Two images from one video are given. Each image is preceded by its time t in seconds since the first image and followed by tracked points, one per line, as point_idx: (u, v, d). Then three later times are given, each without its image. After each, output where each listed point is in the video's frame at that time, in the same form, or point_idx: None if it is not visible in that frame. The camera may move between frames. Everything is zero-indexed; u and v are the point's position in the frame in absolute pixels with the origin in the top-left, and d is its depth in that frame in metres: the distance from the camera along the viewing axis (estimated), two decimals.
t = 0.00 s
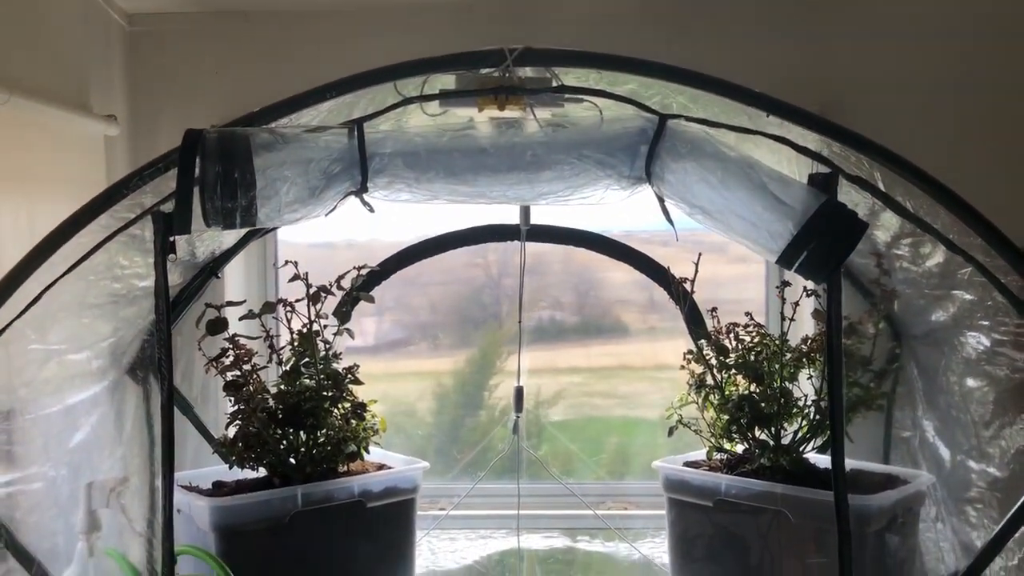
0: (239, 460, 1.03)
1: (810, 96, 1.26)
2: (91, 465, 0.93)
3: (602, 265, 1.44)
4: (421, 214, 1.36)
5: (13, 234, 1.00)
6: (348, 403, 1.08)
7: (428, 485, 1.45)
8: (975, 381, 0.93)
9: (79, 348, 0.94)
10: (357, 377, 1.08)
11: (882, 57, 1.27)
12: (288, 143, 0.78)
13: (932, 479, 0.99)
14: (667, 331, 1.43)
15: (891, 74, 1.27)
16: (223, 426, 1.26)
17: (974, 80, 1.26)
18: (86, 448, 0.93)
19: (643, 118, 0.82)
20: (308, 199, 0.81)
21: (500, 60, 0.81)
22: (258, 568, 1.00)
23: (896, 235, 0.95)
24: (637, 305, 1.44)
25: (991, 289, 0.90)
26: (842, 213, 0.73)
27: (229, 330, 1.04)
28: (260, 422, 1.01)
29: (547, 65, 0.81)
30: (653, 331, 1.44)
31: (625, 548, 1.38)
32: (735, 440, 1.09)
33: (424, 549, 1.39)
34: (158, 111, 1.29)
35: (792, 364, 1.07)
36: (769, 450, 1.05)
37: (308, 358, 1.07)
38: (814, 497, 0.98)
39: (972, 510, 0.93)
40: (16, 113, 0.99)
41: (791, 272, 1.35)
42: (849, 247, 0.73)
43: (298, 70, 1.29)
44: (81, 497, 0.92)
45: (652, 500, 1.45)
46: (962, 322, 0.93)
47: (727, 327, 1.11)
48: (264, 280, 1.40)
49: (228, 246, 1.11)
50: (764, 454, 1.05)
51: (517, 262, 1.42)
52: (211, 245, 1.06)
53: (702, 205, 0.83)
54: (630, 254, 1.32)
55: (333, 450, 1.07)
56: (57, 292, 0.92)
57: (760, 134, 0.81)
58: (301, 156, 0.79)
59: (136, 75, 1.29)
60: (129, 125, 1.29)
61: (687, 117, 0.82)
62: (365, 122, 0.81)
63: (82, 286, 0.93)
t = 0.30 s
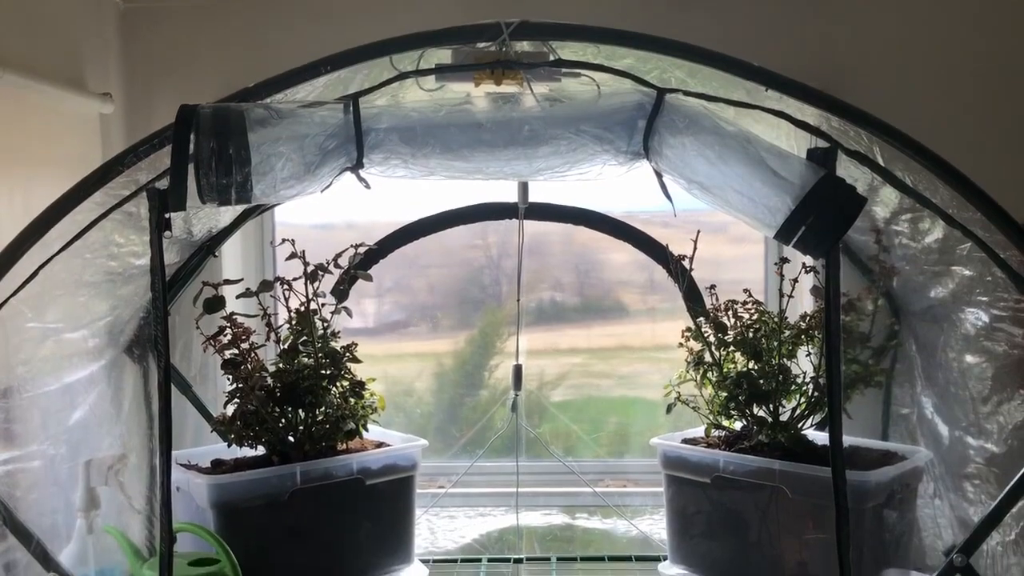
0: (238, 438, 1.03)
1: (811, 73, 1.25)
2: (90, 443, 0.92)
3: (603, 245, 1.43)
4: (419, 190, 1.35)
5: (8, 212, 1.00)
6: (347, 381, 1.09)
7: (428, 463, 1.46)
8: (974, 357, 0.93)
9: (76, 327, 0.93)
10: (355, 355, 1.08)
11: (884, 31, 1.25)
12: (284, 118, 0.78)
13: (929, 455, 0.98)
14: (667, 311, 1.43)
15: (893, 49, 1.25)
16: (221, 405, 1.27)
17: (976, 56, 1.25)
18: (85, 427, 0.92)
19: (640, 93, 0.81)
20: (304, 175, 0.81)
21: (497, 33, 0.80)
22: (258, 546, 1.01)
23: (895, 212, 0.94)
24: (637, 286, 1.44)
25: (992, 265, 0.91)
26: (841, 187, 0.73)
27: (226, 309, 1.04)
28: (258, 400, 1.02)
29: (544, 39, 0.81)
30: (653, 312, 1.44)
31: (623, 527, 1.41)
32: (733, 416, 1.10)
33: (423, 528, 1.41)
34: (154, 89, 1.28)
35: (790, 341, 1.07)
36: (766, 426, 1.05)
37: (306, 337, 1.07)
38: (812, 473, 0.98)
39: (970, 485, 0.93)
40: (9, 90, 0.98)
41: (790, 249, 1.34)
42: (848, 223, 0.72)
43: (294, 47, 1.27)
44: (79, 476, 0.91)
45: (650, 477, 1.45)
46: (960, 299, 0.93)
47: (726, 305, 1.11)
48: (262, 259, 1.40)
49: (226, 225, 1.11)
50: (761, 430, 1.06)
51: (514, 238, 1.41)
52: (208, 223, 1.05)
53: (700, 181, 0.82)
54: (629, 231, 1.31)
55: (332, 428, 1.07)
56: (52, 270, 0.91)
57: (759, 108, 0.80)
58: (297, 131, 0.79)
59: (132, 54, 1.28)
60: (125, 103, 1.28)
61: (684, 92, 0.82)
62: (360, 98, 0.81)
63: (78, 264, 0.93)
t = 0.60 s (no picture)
0: (233, 411, 1.03)
1: (810, 43, 1.24)
2: (84, 414, 0.92)
3: (602, 222, 1.43)
4: (412, 159, 1.35)
5: None
6: (342, 354, 1.08)
7: (425, 435, 1.47)
8: (971, 330, 0.92)
9: (68, 300, 0.93)
10: (350, 328, 1.08)
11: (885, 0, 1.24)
12: (274, 86, 0.77)
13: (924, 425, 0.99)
14: (665, 290, 1.43)
15: (894, 18, 1.24)
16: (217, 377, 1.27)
17: (978, 25, 1.23)
18: (79, 398, 0.92)
19: (636, 60, 0.81)
20: (295, 143, 0.80)
21: None
22: (253, 517, 1.01)
23: (892, 181, 0.95)
24: (635, 264, 1.44)
25: (988, 236, 0.89)
26: (836, 154, 0.72)
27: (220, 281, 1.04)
28: (253, 372, 1.02)
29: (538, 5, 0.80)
30: (651, 290, 1.44)
31: (619, 499, 1.39)
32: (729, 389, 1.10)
33: (419, 501, 1.40)
34: (147, 58, 1.26)
35: (787, 314, 1.06)
36: (761, 398, 1.05)
37: (301, 310, 1.07)
38: (807, 444, 0.98)
39: (965, 457, 0.93)
40: None
41: (787, 222, 1.34)
42: (841, 193, 0.72)
43: (287, 16, 1.26)
44: (74, 448, 0.91)
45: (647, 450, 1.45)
46: (958, 270, 0.92)
47: (723, 277, 1.11)
48: (257, 232, 1.40)
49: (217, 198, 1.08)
50: (756, 402, 1.06)
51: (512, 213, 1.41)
52: (201, 195, 1.05)
53: (696, 150, 0.81)
54: (629, 206, 1.28)
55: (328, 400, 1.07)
56: (43, 240, 0.91)
57: (755, 76, 0.80)
58: (288, 99, 0.78)
59: (125, 24, 1.26)
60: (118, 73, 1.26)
61: (679, 60, 0.81)
62: (353, 65, 0.81)
63: (70, 235, 0.92)
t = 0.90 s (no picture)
0: (228, 379, 1.03)
1: (810, 8, 1.22)
2: (79, 381, 0.90)
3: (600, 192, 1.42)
4: (405, 123, 1.33)
5: None
6: (337, 323, 1.08)
7: (422, 406, 1.46)
8: (967, 298, 0.92)
9: (61, 268, 0.92)
10: (345, 296, 1.07)
11: None
12: (267, 48, 0.76)
13: (920, 397, 0.96)
14: (662, 266, 1.43)
15: None
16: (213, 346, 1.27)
17: None
18: (74, 366, 0.90)
19: (634, 22, 0.80)
20: (289, 106, 0.79)
21: None
22: (248, 485, 1.01)
23: (891, 149, 0.94)
24: (633, 239, 1.43)
25: (987, 201, 0.90)
26: (836, 119, 0.71)
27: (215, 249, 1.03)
28: (247, 341, 1.01)
29: None
30: (649, 264, 1.43)
31: (615, 469, 1.43)
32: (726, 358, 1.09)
33: (416, 469, 1.43)
34: (138, 19, 1.23)
35: (784, 283, 1.06)
36: (758, 366, 1.05)
37: (296, 278, 1.07)
38: (802, 412, 0.98)
39: (961, 425, 0.93)
40: None
41: (786, 189, 1.34)
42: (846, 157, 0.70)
43: None
44: (68, 415, 0.90)
45: (644, 420, 1.46)
46: (956, 238, 0.92)
47: (721, 245, 1.10)
48: (251, 200, 1.38)
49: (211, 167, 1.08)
50: (753, 370, 1.06)
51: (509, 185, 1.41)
52: (195, 162, 1.03)
53: (695, 113, 0.81)
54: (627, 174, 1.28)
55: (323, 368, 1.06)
56: (35, 207, 0.91)
57: (753, 40, 0.79)
58: (281, 63, 0.77)
59: None
60: (110, 36, 1.23)
61: (678, 22, 0.80)
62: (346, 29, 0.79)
63: (62, 201, 0.92)
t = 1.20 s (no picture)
0: (225, 346, 1.02)
1: None
2: (73, 347, 0.89)
3: (599, 160, 1.41)
4: (403, 85, 1.34)
5: None
6: (334, 290, 1.07)
7: (419, 375, 1.46)
8: (969, 266, 0.91)
9: (54, 232, 0.91)
10: (342, 263, 1.06)
11: None
12: (261, 5, 0.76)
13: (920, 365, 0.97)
14: (661, 241, 1.42)
15: None
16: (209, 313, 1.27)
17: None
18: (69, 331, 0.89)
19: None
20: (283, 66, 0.78)
21: None
22: (244, 451, 1.01)
23: (895, 114, 0.93)
24: (632, 214, 1.42)
25: (990, 168, 0.88)
26: (841, 80, 0.69)
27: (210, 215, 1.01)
28: (243, 307, 1.00)
29: None
30: (647, 241, 1.43)
31: (613, 439, 1.43)
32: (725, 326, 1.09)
33: (414, 440, 1.44)
34: None
35: (784, 252, 1.05)
36: (757, 334, 1.05)
37: (292, 245, 1.05)
38: (801, 380, 0.97)
39: (960, 394, 0.92)
40: None
41: (789, 155, 1.34)
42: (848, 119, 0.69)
43: None
44: (62, 379, 0.89)
45: (642, 391, 1.45)
46: (961, 204, 0.90)
47: (721, 213, 1.09)
48: (246, 162, 1.37)
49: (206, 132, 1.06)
50: (753, 338, 1.05)
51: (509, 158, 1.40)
52: (190, 126, 1.02)
53: (698, 75, 0.80)
54: (629, 142, 1.22)
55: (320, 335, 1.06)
56: (27, 169, 0.90)
57: None
58: (276, 22, 0.76)
59: None
60: None
61: None
62: None
63: (55, 163, 0.91)
